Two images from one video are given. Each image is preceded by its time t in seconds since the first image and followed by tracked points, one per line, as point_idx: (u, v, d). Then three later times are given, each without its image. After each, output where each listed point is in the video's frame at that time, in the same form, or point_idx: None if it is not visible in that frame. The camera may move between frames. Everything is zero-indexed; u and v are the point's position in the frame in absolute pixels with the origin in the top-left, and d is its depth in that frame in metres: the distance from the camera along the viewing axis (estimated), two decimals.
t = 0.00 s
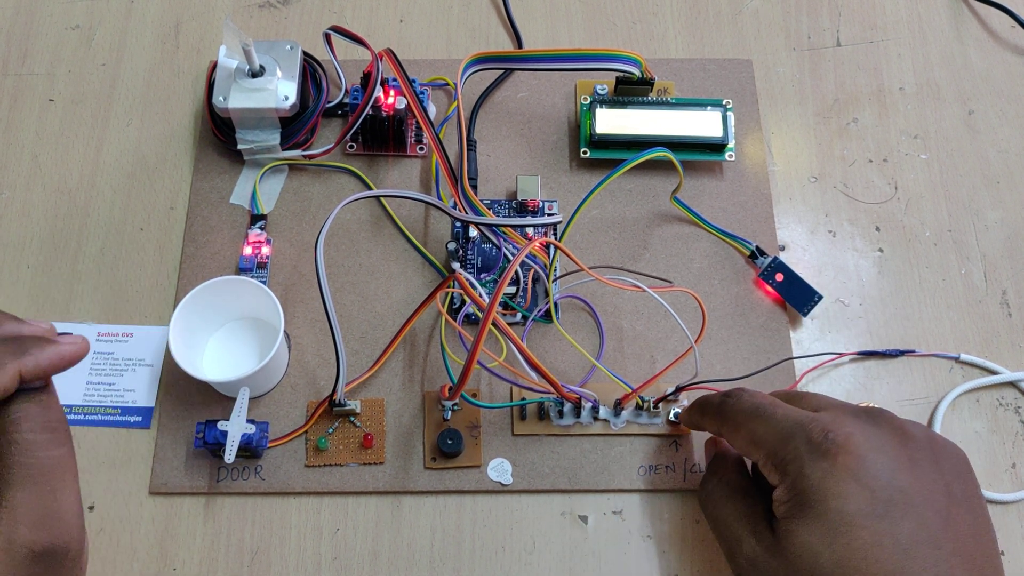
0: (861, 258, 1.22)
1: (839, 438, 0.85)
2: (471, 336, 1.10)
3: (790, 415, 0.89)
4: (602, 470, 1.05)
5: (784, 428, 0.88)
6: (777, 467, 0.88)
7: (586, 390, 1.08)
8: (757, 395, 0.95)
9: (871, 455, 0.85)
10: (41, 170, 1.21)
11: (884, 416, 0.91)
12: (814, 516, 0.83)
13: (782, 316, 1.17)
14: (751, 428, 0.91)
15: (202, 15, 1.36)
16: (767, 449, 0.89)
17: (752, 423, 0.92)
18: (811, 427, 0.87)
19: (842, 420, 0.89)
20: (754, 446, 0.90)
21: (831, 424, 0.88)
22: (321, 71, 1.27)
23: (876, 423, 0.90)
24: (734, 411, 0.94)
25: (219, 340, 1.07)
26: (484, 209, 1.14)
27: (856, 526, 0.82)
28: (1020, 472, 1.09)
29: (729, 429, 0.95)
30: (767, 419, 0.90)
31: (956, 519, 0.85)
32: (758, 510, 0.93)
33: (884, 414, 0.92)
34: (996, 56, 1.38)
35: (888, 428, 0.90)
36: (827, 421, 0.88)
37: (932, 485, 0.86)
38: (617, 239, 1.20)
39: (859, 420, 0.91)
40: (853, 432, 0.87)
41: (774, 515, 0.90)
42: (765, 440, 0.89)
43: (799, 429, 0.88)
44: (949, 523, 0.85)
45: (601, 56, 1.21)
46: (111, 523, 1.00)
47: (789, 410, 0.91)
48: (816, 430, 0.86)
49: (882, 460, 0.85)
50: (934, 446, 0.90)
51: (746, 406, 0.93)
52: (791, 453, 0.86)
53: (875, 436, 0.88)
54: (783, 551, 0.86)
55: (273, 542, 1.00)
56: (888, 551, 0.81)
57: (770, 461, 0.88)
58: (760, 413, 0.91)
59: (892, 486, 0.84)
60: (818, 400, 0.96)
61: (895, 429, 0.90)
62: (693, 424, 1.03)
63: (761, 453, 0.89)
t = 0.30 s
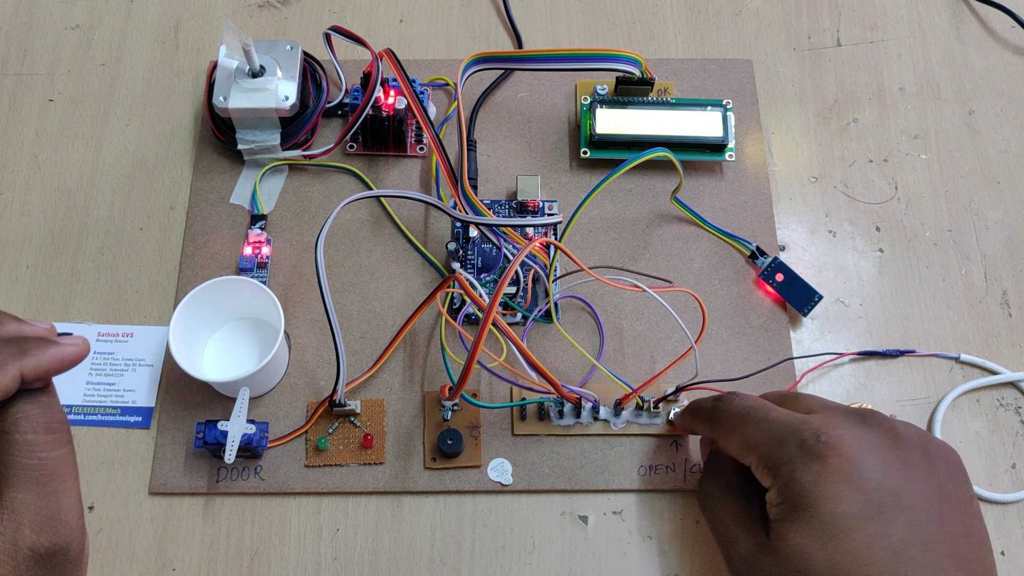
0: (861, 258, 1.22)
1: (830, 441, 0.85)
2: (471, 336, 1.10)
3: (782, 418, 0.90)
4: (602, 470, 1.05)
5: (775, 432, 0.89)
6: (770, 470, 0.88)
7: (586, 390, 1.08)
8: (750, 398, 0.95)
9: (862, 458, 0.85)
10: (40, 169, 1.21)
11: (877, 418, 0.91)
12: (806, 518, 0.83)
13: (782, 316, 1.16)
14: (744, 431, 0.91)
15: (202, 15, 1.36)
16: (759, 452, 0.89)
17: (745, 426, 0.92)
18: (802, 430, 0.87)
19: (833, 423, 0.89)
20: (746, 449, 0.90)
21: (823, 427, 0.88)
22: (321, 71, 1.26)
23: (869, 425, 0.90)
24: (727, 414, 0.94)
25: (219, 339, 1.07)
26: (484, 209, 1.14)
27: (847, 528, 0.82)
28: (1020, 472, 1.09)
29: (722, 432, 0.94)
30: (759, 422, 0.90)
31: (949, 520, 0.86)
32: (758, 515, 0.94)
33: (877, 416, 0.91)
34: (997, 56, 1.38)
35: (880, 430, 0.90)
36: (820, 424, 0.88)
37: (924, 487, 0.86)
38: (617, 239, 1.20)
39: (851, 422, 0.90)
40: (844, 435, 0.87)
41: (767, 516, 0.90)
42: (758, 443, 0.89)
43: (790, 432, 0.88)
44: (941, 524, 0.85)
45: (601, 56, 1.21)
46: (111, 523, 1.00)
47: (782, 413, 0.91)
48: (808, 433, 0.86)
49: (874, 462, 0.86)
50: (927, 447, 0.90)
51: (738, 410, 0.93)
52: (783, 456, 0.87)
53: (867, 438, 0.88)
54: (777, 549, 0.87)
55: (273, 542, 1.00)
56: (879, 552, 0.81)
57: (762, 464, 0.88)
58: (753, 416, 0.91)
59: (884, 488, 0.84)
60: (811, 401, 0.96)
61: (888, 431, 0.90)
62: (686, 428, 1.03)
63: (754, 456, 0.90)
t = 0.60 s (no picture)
0: (861, 258, 1.22)
1: (827, 444, 0.84)
2: (472, 336, 1.10)
3: (778, 420, 0.89)
4: (602, 470, 1.05)
5: (772, 434, 0.88)
6: (766, 472, 0.87)
7: (587, 390, 1.08)
8: (748, 399, 0.93)
9: (861, 461, 0.84)
10: (40, 170, 1.21)
11: (877, 418, 0.92)
12: (801, 520, 0.83)
13: (782, 315, 1.16)
14: (740, 433, 0.91)
15: (202, 15, 1.36)
16: (756, 454, 0.88)
17: (740, 427, 0.91)
18: (799, 432, 0.86)
19: (831, 425, 0.89)
20: (742, 451, 0.90)
21: (820, 430, 0.86)
22: (321, 71, 1.26)
23: (867, 427, 0.90)
24: (724, 414, 0.94)
25: (219, 339, 1.07)
26: (483, 209, 1.14)
27: (843, 532, 0.82)
28: (1020, 472, 1.09)
29: (719, 433, 0.94)
30: (755, 424, 0.90)
31: (944, 523, 0.85)
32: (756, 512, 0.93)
33: (876, 417, 0.92)
34: (996, 56, 1.38)
35: (878, 431, 0.90)
36: (816, 427, 0.87)
37: (921, 490, 0.86)
38: (617, 239, 1.20)
39: (850, 424, 0.91)
40: (842, 437, 0.86)
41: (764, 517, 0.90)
42: (755, 445, 0.89)
43: (787, 435, 0.87)
44: (937, 526, 0.85)
45: (601, 56, 1.21)
46: (111, 523, 1.00)
47: (779, 414, 0.90)
48: (804, 436, 0.85)
49: (871, 465, 0.84)
50: (925, 449, 0.90)
51: (734, 411, 0.93)
52: (779, 459, 0.86)
53: (864, 441, 0.88)
54: (774, 549, 0.87)
55: (272, 542, 1.00)
56: (874, 555, 0.81)
57: (758, 466, 0.88)
58: (749, 417, 0.91)
59: (880, 491, 0.83)
60: (809, 401, 0.95)
61: (886, 433, 0.90)
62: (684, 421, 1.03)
63: (750, 458, 0.89)
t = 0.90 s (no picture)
0: (861, 258, 1.22)
1: (812, 442, 0.85)
2: (471, 336, 1.10)
3: (767, 420, 0.90)
4: (602, 470, 1.05)
5: (759, 434, 0.89)
6: (755, 472, 0.88)
7: (587, 390, 1.08)
8: (737, 402, 0.95)
9: (844, 459, 0.85)
10: (40, 169, 1.21)
11: (864, 419, 0.91)
12: (790, 519, 0.84)
13: (782, 315, 1.16)
14: (729, 434, 0.91)
15: (202, 15, 1.36)
16: (745, 454, 0.89)
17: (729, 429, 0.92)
18: (785, 432, 0.87)
19: (819, 425, 0.89)
20: (732, 452, 0.90)
21: (808, 429, 0.88)
22: (321, 71, 1.26)
23: (854, 427, 0.90)
24: (714, 417, 0.94)
25: (219, 339, 1.07)
26: (483, 209, 1.14)
27: (830, 530, 0.82)
28: (1020, 472, 1.09)
29: (708, 434, 0.95)
30: (744, 425, 0.91)
31: (933, 521, 0.86)
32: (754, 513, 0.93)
33: (864, 417, 0.91)
34: (997, 56, 1.38)
35: (867, 431, 0.90)
36: (804, 426, 0.88)
37: (909, 489, 0.87)
38: (617, 239, 1.20)
39: (837, 424, 0.91)
40: (829, 436, 0.88)
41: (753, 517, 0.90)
42: (745, 446, 0.89)
43: (773, 434, 0.88)
44: (926, 525, 0.85)
45: (601, 56, 1.21)
46: (111, 523, 1.00)
47: (767, 415, 0.91)
48: (792, 436, 0.87)
49: (857, 464, 0.86)
50: (914, 449, 0.90)
51: (724, 412, 0.94)
52: (768, 459, 0.87)
53: (852, 441, 0.89)
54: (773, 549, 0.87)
55: (273, 542, 1.00)
56: (862, 554, 0.81)
57: (748, 466, 0.88)
58: (738, 418, 0.91)
59: (866, 489, 0.84)
60: (798, 403, 0.95)
61: (873, 434, 0.90)
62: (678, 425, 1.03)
63: (740, 458, 0.90)
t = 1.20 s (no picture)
0: (861, 258, 1.22)
1: (808, 446, 0.85)
2: (471, 336, 1.10)
3: (761, 422, 0.90)
4: (602, 470, 1.05)
5: (754, 436, 0.89)
6: (749, 475, 0.88)
7: (586, 390, 1.08)
8: (731, 402, 0.95)
9: (839, 463, 0.85)
10: (40, 169, 1.21)
11: (860, 420, 0.91)
12: (784, 522, 0.84)
13: (782, 316, 1.16)
14: (722, 436, 0.91)
15: (202, 15, 1.36)
16: (739, 456, 0.89)
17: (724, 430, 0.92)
18: (780, 435, 0.88)
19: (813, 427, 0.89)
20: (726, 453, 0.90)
21: (802, 431, 0.88)
22: (321, 71, 1.27)
23: (848, 429, 0.90)
24: (708, 418, 0.94)
25: (219, 339, 1.07)
26: (484, 209, 1.14)
27: (825, 533, 0.83)
28: (1020, 472, 1.09)
29: (703, 435, 0.95)
30: (738, 426, 0.91)
31: (926, 522, 0.85)
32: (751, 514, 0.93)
33: (859, 419, 0.91)
34: (996, 56, 1.38)
35: (862, 433, 0.90)
36: (798, 428, 0.88)
37: (903, 491, 0.86)
38: (617, 239, 1.20)
39: (831, 425, 0.90)
40: (823, 438, 0.87)
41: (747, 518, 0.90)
42: (739, 448, 0.89)
43: (769, 437, 0.88)
44: (920, 527, 0.85)
45: (601, 56, 1.21)
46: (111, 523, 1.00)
47: (761, 417, 0.91)
48: (786, 439, 0.87)
49: (850, 467, 0.86)
50: (908, 451, 0.90)
51: (720, 413, 0.93)
52: (762, 461, 0.87)
53: (847, 443, 0.88)
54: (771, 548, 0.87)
55: (273, 542, 1.00)
56: (857, 556, 0.82)
57: (742, 468, 0.88)
58: (732, 420, 0.91)
59: (859, 491, 0.85)
60: (792, 404, 0.95)
61: (866, 436, 0.90)
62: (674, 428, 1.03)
63: (734, 460, 0.90)
